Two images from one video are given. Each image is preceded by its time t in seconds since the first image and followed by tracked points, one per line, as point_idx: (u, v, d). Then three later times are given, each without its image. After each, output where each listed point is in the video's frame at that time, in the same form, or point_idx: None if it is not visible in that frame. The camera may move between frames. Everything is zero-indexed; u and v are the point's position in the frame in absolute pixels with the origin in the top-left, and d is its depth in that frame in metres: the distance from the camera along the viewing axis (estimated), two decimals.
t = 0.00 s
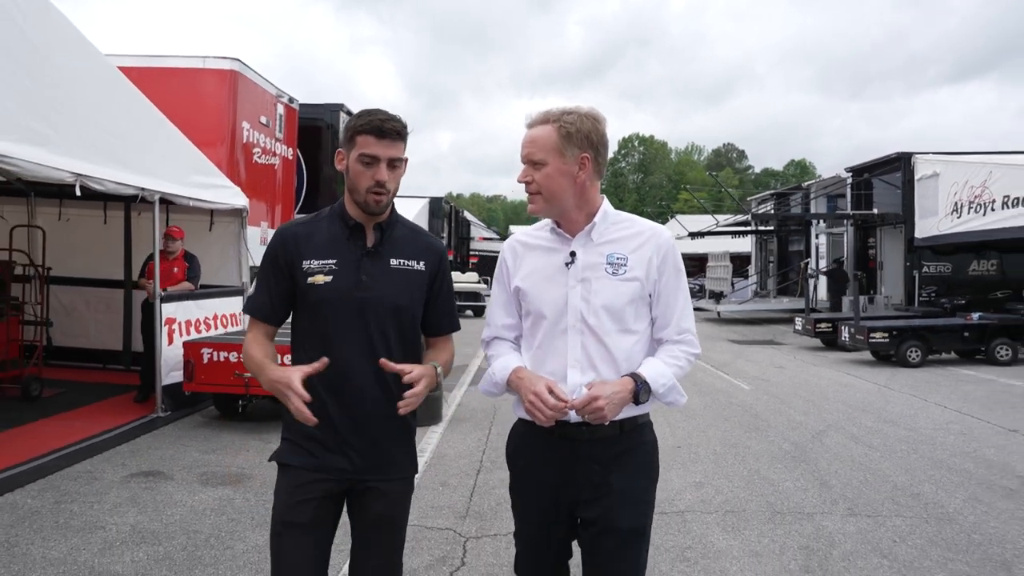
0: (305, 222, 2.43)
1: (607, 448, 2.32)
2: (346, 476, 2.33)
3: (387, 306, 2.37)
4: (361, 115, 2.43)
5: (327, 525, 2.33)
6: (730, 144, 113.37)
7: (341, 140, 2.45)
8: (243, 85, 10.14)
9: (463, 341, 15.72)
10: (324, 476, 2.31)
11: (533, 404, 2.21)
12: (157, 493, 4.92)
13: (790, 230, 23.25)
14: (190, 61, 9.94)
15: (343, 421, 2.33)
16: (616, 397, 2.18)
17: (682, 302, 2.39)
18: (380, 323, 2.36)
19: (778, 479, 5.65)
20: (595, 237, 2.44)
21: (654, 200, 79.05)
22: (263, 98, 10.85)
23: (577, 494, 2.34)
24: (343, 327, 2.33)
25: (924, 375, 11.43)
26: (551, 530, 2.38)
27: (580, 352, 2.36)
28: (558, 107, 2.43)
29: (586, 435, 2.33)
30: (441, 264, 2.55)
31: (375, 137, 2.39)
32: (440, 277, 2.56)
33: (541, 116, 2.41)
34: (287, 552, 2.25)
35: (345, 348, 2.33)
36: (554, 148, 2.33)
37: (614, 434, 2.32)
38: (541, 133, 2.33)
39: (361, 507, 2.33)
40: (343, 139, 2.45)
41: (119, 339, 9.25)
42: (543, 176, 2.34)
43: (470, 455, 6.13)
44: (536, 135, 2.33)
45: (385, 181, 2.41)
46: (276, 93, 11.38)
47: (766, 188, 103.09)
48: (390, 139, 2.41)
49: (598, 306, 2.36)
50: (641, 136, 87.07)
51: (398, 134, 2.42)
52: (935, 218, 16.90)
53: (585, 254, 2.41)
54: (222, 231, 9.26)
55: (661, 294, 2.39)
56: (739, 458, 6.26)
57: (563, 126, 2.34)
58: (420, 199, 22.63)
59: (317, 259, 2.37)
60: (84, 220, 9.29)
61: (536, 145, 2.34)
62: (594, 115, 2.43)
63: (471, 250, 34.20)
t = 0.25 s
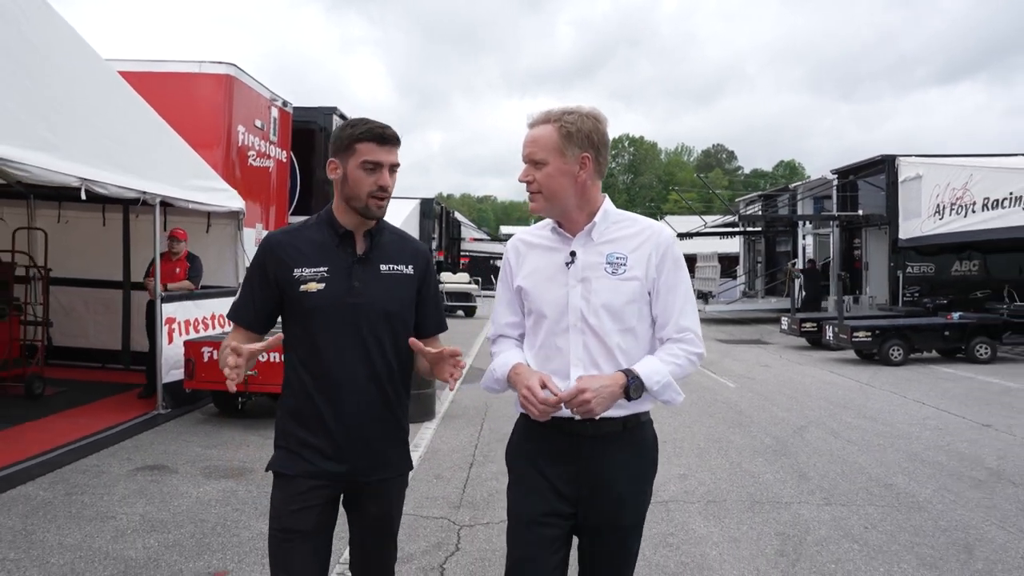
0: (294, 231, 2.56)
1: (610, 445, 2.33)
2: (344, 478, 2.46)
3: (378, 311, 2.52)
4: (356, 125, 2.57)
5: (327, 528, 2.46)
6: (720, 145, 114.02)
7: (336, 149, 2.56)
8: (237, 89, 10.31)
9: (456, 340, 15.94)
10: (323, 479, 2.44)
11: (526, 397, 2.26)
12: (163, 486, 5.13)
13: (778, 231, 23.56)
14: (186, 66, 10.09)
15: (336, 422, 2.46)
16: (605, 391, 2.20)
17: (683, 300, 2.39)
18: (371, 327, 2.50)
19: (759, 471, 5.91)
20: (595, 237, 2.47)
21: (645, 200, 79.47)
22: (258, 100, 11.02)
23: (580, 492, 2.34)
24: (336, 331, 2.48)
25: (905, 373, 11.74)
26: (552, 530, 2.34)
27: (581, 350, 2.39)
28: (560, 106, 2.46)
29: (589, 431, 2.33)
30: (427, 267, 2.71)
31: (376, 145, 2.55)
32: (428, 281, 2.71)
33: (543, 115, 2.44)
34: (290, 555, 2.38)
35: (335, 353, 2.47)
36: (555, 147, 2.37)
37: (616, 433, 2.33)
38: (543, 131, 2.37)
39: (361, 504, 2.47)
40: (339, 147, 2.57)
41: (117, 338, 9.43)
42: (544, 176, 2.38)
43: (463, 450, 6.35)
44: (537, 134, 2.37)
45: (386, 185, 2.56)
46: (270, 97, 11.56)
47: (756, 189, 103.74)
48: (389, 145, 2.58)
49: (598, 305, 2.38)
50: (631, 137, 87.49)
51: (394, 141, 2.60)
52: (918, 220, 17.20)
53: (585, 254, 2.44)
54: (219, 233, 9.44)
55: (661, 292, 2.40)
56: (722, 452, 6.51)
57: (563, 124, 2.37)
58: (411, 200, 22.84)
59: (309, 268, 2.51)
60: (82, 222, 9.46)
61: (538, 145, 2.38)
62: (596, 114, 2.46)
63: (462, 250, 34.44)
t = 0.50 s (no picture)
0: (281, 227, 2.56)
1: (613, 447, 2.37)
2: (339, 472, 2.46)
3: (369, 305, 2.53)
4: (352, 124, 2.59)
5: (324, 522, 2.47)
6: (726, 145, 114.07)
7: (335, 148, 2.57)
8: (249, 93, 10.57)
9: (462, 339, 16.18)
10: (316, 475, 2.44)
11: (523, 399, 2.30)
12: (185, 474, 5.38)
13: (782, 231, 23.71)
14: (200, 71, 10.36)
15: (327, 416, 2.46)
16: (600, 395, 2.23)
17: (682, 307, 2.42)
18: (361, 321, 2.52)
19: (755, 464, 6.13)
20: (598, 242, 2.51)
21: (651, 200, 79.63)
22: (268, 103, 11.27)
23: (584, 493, 2.39)
24: (327, 326, 2.48)
25: (905, 372, 11.93)
26: (559, 532, 2.38)
27: (583, 354, 2.44)
28: (565, 112, 2.51)
29: (593, 434, 2.37)
30: (412, 260, 2.74)
31: (375, 142, 2.59)
32: (413, 273, 2.72)
33: (548, 121, 2.50)
34: (291, 553, 2.39)
35: (327, 348, 2.47)
36: (558, 152, 2.42)
37: (620, 436, 2.37)
38: (546, 138, 2.43)
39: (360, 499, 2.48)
40: (336, 146, 2.58)
41: (134, 336, 9.70)
42: (547, 181, 2.43)
43: (470, 443, 6.58)
44: (541, 141, 2.43)
45: (387, 183, 2.61)
46: (281, 100, 11.82)
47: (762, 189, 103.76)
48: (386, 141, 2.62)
49: (600, 310, 2.42)
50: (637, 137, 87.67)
51: (389, 138, 2.64)
52: (921, 220, 17.32)
53: (588, 260, 2.48)
54: (232, 233, 9.68)
55: (662, 298, 2.44)
56: (721, 446, 6.74)
57: (566, 131, 2.42)
58: (418, 200, 23.09)
59: (299, 262, 2.51)
60: (100, 223, 9.72)
61: (541, 151, 2.43)
62: (599, 119, 2.50)
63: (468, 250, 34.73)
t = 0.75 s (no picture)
0: (290, 232, 2.65)
1: (625, 453, 2.37)
2: (346, 470, 2.55)
3: (375, 308, 2.63)
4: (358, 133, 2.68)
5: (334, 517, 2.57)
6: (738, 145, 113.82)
7: (344, 156, 2.67)
8: (267, 98, 10.85)
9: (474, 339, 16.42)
10: (327, 472, 2.53)
11: (533, 405, 2.29)
12: (212, 468, 5.64)
13: (792, 231, 23.80)
14: (219, 77, 10.64)
15: (336, 417, 2.56)
16: (609, 399, 2.23)
17: (687, 308, 2.41)
18: (368, 323, 2.61)
19: (760, 459, 6.32)
20: (602, 246, 2.50)
21: (662, 200, 79.66)
22: (285, 108, 11.54)
23: (596, 499, 2.39)
24: (336, 329, 2.56)
25: (912, 371, 12.06)
26: (573, 538, 2.39)
27: (589, 358, 2.42)
28: (564, 118, 2.52)
29: (603, 441, 2.37)
30: (413, 264, 2.85)
31: (382, 151, 2.70)
32: (415, 276, 2.84)
33: (547, 128, 2.51)
34: (308, 549, 2.53)
35: (337, 351, 2.55)
36: (558, 159, 2.43)
37: (630, 441, 2.37)
38: (547, 145, 2.43)
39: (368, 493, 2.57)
40: (346, 155, 2.67)
41: (156, 336, 10.00)
42: (549, 186, 2.44)
43: (483, 439, 6.81)
44: (540, 148, 2.44)
45: (393, 188, 2.73)
46: (297, 104, 12.08)
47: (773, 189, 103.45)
48: (392, 149, 2.73)
49: (605, 314, 2.41)
50: (649, 137, 87.68)
51: (395, 145, 2.75)
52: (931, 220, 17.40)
53: (591, 265, 2.48)
54: (251, 237, 9.92)
55: (666, 300, 2.43)
56: (726, 442, 6.93)
57: (566, 137, 2.43)
58: (431, 202, 23.36)
59: (307, 268, 2.60)
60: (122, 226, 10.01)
61: (542, 157, 2.44)
62: (598, 125, 2.51)
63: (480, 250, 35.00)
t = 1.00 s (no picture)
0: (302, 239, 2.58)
1: (614, 438, 2.38)
2: (352, 475, 2.48)
3: (391, 315, 2.56)
4: (369, 139, 2.65)
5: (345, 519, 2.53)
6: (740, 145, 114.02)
7: (354, 162, 2.64)
8: (275, 101, 11.10)
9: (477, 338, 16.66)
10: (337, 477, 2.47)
11: (534, 392, 2.34)
12: (227, 459, 5.87)
13: (791, 232, 24.03)
14: (228, 80, 10.89)
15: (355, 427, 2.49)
16: (611, 385, 2.28)
17: (682, 298, 2.46)
18: (383, 331, 2.54)
19: (754, 452, 6.55)
20: (597, 238, 2.57)
21: (663, 201, 79.92)
22: (293, 111, 11.78)
23: (586, 483, 2.40)
24: (353, 337, 2.49)
25: (907, 369, 12.29)
26: (570, 519, 2.45)
27: (585, 348, 2.50)
28: (560, 113, 2.58)
29: (594, 427, 2.38)
30: (428, 269, 2.78)
31: (392, 158, 2.65)
32: (429, 282, 2.76)
33: (543, 122, 2.56)
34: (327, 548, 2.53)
35: (353, 358, 2.49)
36: (555, 151, 2.48)
37: (620, 426, 2.38)
38: (543, 138, 2.49)
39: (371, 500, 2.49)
40: (356, 160, 2.65)
41: (167, 334, 10.24)
42: (545, 179, 2.49)
43: (487, 433, 7.05)
44: (537, 140, 2.49)
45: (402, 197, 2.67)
46: (304, 107, 12.31)
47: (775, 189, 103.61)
48: (403, 158, 2.68)
49: (601, 304, 2.47)
50: (650, 137, 87.93)
51: (407, 155, 2.70)
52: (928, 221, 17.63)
53: (588, 256, 2.54)
54: (260, 237, 10.21)
55: (661, 291, 2.48)
56: (722, 436, 7.16)
57: (561, 130, 2.49)
58: (434, 202, 23.60)
59: (322, 275, 2.53)
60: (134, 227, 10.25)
61: (538, 150, 2.49)
62: (593, 119, 2.57)
63: (482, 250, 35.29)
